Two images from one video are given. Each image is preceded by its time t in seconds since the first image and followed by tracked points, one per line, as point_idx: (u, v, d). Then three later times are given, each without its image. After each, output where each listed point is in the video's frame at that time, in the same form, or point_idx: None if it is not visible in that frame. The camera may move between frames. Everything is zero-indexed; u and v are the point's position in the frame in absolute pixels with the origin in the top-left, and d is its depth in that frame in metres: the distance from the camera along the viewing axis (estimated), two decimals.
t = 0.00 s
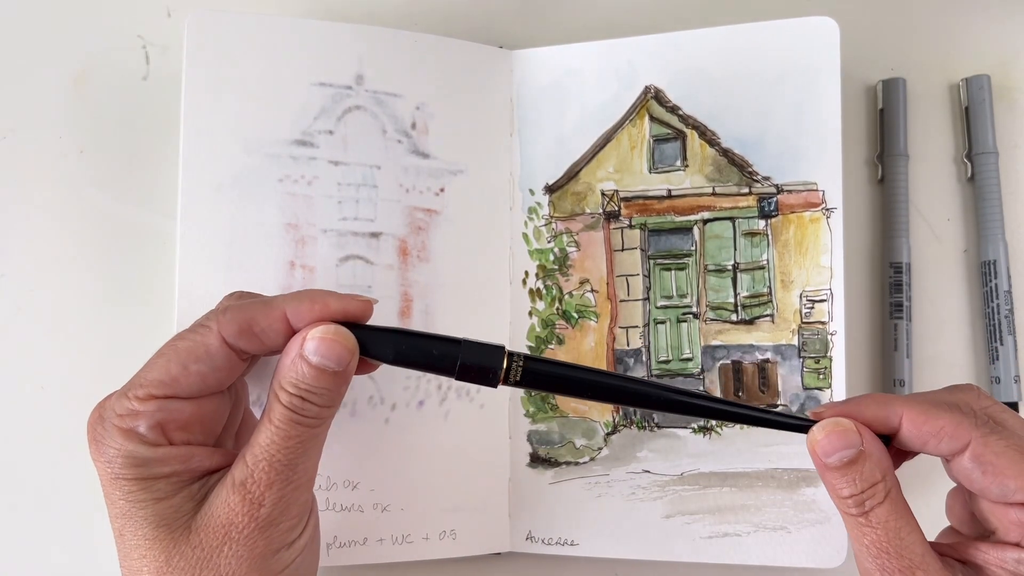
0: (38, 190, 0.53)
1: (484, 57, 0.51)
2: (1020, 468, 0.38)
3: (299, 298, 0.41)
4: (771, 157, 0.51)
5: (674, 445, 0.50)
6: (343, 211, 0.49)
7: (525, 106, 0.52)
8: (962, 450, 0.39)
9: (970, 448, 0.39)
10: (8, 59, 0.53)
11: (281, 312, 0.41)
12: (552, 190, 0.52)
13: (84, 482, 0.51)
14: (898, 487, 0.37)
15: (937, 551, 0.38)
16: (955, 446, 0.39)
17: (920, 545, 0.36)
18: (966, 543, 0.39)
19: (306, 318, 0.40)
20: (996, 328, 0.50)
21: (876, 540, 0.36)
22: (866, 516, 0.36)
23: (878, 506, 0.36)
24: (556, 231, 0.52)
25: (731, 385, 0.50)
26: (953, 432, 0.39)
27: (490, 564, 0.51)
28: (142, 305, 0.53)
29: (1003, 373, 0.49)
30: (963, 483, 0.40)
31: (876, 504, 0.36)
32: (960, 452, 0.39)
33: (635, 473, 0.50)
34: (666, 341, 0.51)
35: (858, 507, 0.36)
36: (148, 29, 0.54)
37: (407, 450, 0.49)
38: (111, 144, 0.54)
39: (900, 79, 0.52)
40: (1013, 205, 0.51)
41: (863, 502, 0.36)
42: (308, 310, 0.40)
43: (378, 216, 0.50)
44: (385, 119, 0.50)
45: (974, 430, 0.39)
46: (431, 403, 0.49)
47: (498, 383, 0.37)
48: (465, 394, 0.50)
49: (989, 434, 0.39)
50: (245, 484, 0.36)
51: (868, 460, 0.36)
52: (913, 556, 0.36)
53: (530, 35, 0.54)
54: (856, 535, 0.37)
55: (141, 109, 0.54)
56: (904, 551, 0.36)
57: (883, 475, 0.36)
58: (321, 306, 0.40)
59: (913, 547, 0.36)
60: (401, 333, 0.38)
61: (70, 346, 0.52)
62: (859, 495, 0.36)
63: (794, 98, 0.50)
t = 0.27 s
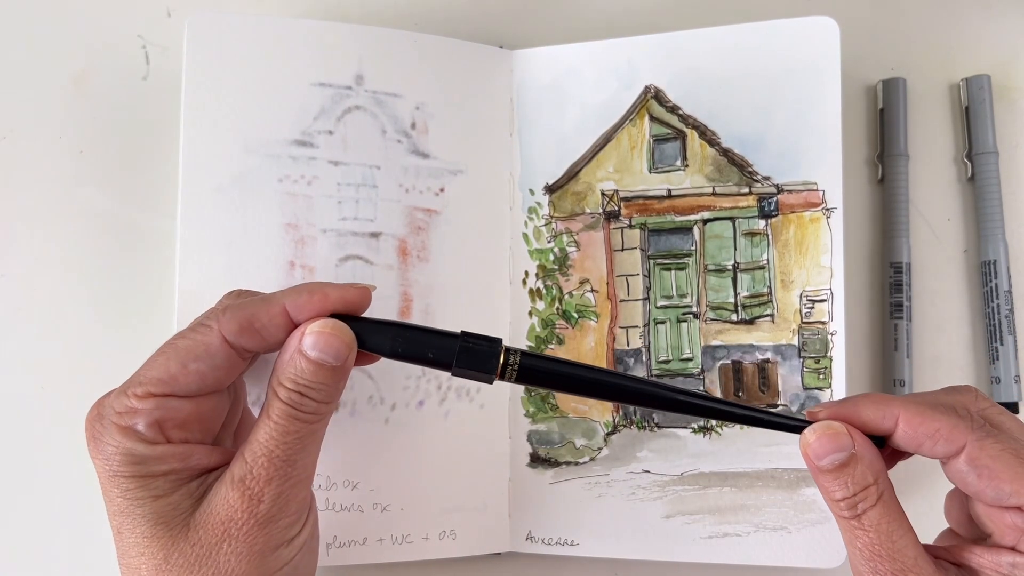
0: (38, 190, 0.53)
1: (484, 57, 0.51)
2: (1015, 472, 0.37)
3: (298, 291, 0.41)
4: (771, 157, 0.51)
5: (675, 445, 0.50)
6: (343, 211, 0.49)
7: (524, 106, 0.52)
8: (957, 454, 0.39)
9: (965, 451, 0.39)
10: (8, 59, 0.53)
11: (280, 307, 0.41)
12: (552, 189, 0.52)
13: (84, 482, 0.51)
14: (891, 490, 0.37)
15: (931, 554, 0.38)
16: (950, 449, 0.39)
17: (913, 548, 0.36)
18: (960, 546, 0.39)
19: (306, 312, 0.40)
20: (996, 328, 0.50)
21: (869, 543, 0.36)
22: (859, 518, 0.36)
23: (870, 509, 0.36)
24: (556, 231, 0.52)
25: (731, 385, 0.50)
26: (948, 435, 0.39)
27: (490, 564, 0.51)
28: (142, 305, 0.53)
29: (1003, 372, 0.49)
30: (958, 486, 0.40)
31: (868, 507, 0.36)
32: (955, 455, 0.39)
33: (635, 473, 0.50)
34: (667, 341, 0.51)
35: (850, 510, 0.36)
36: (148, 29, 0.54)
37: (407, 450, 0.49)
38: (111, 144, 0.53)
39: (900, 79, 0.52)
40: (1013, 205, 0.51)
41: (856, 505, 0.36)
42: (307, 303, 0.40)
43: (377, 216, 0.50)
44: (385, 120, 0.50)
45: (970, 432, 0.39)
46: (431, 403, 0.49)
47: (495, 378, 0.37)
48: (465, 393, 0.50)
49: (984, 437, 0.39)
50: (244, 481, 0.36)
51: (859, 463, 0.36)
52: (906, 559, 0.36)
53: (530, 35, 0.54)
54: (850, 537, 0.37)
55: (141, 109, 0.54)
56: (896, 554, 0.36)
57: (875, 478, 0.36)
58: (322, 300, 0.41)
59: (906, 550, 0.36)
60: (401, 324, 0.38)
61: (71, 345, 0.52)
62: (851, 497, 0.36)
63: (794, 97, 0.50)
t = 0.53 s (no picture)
0: (37, 190, 0.53)
1: (484, 57, 0.51)
2: (1011, 471, 0.38)
3: (298, 289, 0.41)
4: (771, 157, 0.51)
5: (675, 445, 0.50)
6: (343, 212, 0.49)
7: (524, 106, 0.52)
8: (955, 453, 0.39)
9: (963, 450, 0.39)
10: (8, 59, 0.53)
11: (280, 306, 0.41)
12: (552, 189, 0.52)
13: (84, 482, 0.51)
14: (888, 489, 0.36)
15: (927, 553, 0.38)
16: (948, 448, 0.39)
17: (909, 547, 0.36)
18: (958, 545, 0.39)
19: (305, 311, 0.41)
20: (996, 328, 0.50)
21: (866, 541, 0.36)
22: (856, 517, 0.36)
23: (867, 508, 0.36)
24: (556, 231, 0.52)
25: (731, 385, 0.50)
26: (945, 434, 0.39)
27: (490, 564, 0.51)
28: (142, 305, 0.52)
29: (1003, 373, 0.49)
30: (955, 485, 0.40)
31: (865, 506, 0.36)
32: (952, 454, 0.39)
33: (635, 473, 0.50)
34: (667, 341, 0.51)
35: (847, 508, 0.36)
36: (147, 29, 0.54)
37: (408, 450, 0.49)
38: (111, 144, 0.53)
39: (900, 79, 0.52)
40: (1013, 205, 0.51)
41: (853, 503, 0.36)
42: (307, 301, 0.40)
43: (377, 216, 0.50)
44: (384, 120, 0.50)
45: (967, 431, 0.39)
46: (431, 403, 0.49)
47: (495, 377, 0.37)
48: (465, 393, 0.50)
49: (981, 436, 0.39)
50: (245, 478, 0.36)
51: (857, 462, 0.36)
52: (902, 558, 0.36)
53: (529, 35, 0.54)
54: (846, 535, 0.37)
55: (140, 109, 0.54)
56: (892, 553, 0.36)
57: (872, 477, 0.36)
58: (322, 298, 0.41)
59: (903, 549, 0.36)
60: (402, 323, 0.38)
61: (70, 345, 0.52)
62: (848, 496, 0.36)
63: (794, 98, 0.50)
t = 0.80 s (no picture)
0: (37, 190, 0.53)
1: (484, 57, 0.51)
2: (1010, 470, 0.37)
3: (299, 288, 0.41)
4: (771, 157, 0.51)
5: (675, 445, 0.50)
6: (343, 212, 0.49)
7: (524, 106, 0.52)
8: (955, 452, 0.39)
9: (962, 449, 0.39)
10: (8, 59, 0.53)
11: (280, 305, 0.41)
12: (552, 189, 0.52)
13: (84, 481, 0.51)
14: (885, 487, 0.36)
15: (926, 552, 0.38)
16: (947, 446, 0.39)
17: (907, 545, 0.36)
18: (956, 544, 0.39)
19: (307, 310, 0.40)
20: (996, 328, 0.50)
21: (862, 540, 0.36)
22: (853, 516, 0.36)
23: (864, 507, 0.36)
24: (556, 231, 0.52)
25: (731, 385, 0.50)
26: (944, 433, 0.39)
27: (490, 564, 0.51)
28: (142, 305, 0.52)
29: (1003, 373, 0.49)
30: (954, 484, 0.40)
31: (862, 504, 0.36)
32: (951, 452, 0.39)
33: (635, 473, 0.50)
34: (667, 341, 0.51)
35: (843, 505, 0.36)
36: (147, 29, 0.54)
37: (408, 450, 0.49)
38: (111, 145, 0.53)
39: (899, 79, 0.52)
40: (1013, 205, 0.51)
41: (851, 501, 0.36)
42: (308, 300, 0.40)
43: (377, 216, 0.50)
44: (384, 120, 0.50)
45: (964, 430, 0.39)
46: (431, 402, 0.49)
47: (496, 375, 0.37)
48: (465, 393, 0.50)
49: (979, 435, 0.39)
50: (244, 478, 0.36)
51: (854, 460, 0.36)
52: (900, 556, 0.36)
53: (529, 35, 0.54)
54: (844, 533, 0.37)
55: (141, 109, 0.54)
56: (890, 551, 0.36)
57: (870, 476, 0.36)
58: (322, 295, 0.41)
59: (900, 547, 0.36)
60: (403, 322, 0.38)
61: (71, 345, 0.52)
62: (845, 494, 0.36)
63: (794, 98, 0.50)
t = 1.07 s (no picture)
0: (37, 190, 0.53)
1: (483, 57, 0.51)
2: (1007, 468, 0.37)
3: (301, 282, 0.40)
4: (771, 157, 0.51)
5: (674, 445, 0.50)
6: (343, 211, 0.49)
7: (524, 106, 0.52)
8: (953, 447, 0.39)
9: (961, 445, 0.39)
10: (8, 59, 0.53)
11: (284, 302, 0.40)
12: (552, 189, 0.52)
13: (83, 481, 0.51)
14: (878, 485, 0.37)
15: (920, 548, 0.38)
16: (946, 442, 0.39)
17: (900, 543, 0.36)
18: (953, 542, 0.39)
19: (313, 305, 0.40)
20: (996, 328, 0.50)
21: (855, 537, 0.37)
22: (845, 513, 0.37)
23: (856, 504, 0.36)
24: (556, 231, 0.52)
25: (731, 384, 0.50)
26: (943, 429, 0.39)
27: (489, 564, 0.51)
28: (142, 305, 0.52)
29: (1003, 372, 0.49)
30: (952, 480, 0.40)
31: (855, 501, 0.36)
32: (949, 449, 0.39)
33: (635, 473, 0.50)
34: (667, 341, 0.51)
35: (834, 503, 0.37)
36: (147, 28, 0.54)
37: (408, 450, 0.49)
38: (111, 145, 0.53)
39: (899, 79, 0.52)
40: (1013, 205, 0.51)
41: (843, 498, 0.36)
42: (313, 294, 0.39)
43: (377, 216, 0.50)
44: (384, 119, 0.50)
45: (961, 428, 0.39)
46: (431, 402, 0.49)
47: (496, 367, 0.37)
48: (465, 393, 0.50)
49: (976, 433, 0.39)
50: (246, 480, 0.37)
51: (846, 457, 0.36)
52: (893, 554, 0.36)
53: (529, 35, 0.54)
54: (838, 530, 0.37)
55: (141, 108, 0.54)
56: (883, 549, 0.36)
57: (862, 473, 0.36)
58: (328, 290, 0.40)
59: (892, 545, 0.36)
60: (404, 314, 0.38)
61: (70, 345, 0.52)
62: (837, 492, 0.36)
63: (794, 98, 0.50)
